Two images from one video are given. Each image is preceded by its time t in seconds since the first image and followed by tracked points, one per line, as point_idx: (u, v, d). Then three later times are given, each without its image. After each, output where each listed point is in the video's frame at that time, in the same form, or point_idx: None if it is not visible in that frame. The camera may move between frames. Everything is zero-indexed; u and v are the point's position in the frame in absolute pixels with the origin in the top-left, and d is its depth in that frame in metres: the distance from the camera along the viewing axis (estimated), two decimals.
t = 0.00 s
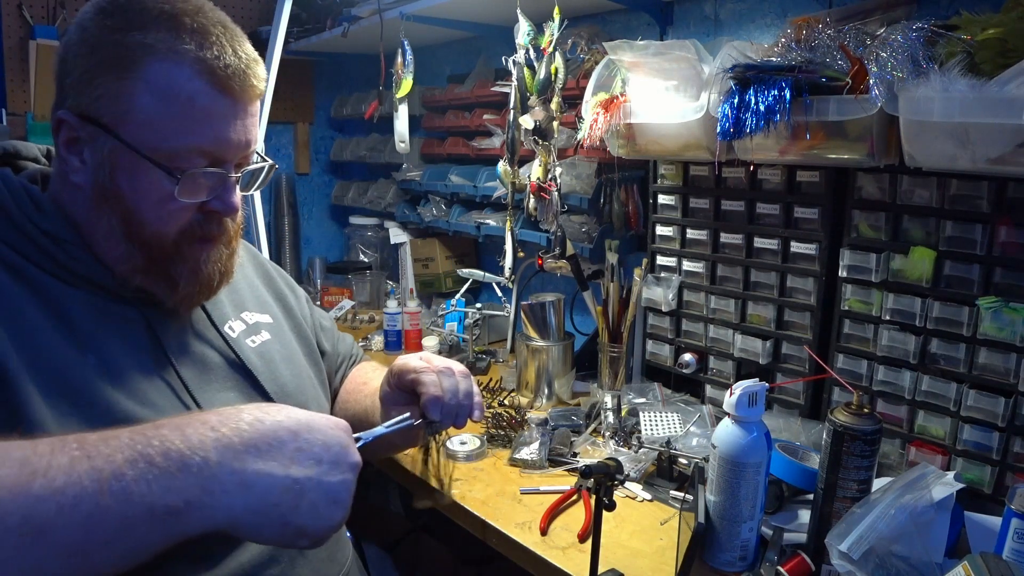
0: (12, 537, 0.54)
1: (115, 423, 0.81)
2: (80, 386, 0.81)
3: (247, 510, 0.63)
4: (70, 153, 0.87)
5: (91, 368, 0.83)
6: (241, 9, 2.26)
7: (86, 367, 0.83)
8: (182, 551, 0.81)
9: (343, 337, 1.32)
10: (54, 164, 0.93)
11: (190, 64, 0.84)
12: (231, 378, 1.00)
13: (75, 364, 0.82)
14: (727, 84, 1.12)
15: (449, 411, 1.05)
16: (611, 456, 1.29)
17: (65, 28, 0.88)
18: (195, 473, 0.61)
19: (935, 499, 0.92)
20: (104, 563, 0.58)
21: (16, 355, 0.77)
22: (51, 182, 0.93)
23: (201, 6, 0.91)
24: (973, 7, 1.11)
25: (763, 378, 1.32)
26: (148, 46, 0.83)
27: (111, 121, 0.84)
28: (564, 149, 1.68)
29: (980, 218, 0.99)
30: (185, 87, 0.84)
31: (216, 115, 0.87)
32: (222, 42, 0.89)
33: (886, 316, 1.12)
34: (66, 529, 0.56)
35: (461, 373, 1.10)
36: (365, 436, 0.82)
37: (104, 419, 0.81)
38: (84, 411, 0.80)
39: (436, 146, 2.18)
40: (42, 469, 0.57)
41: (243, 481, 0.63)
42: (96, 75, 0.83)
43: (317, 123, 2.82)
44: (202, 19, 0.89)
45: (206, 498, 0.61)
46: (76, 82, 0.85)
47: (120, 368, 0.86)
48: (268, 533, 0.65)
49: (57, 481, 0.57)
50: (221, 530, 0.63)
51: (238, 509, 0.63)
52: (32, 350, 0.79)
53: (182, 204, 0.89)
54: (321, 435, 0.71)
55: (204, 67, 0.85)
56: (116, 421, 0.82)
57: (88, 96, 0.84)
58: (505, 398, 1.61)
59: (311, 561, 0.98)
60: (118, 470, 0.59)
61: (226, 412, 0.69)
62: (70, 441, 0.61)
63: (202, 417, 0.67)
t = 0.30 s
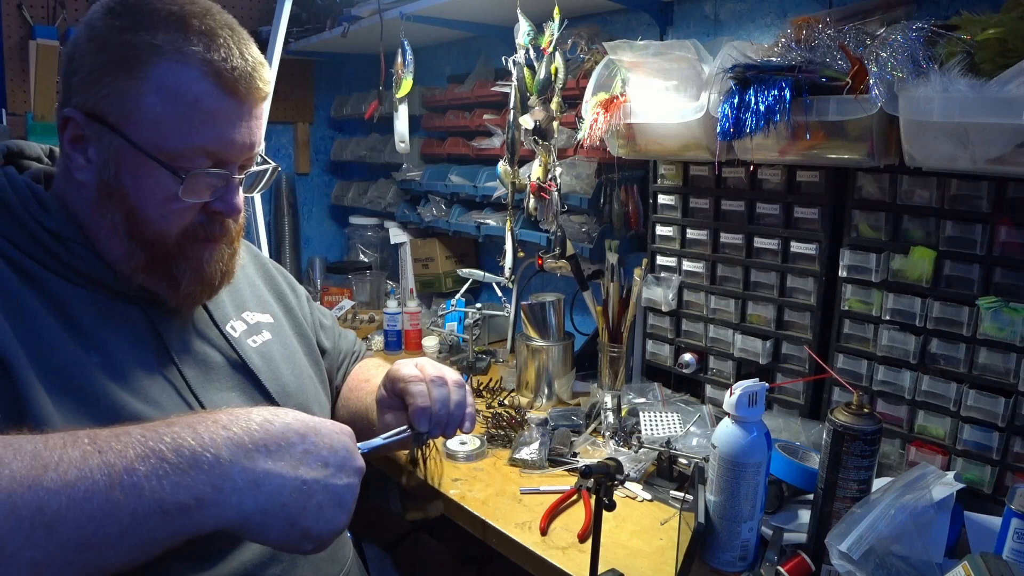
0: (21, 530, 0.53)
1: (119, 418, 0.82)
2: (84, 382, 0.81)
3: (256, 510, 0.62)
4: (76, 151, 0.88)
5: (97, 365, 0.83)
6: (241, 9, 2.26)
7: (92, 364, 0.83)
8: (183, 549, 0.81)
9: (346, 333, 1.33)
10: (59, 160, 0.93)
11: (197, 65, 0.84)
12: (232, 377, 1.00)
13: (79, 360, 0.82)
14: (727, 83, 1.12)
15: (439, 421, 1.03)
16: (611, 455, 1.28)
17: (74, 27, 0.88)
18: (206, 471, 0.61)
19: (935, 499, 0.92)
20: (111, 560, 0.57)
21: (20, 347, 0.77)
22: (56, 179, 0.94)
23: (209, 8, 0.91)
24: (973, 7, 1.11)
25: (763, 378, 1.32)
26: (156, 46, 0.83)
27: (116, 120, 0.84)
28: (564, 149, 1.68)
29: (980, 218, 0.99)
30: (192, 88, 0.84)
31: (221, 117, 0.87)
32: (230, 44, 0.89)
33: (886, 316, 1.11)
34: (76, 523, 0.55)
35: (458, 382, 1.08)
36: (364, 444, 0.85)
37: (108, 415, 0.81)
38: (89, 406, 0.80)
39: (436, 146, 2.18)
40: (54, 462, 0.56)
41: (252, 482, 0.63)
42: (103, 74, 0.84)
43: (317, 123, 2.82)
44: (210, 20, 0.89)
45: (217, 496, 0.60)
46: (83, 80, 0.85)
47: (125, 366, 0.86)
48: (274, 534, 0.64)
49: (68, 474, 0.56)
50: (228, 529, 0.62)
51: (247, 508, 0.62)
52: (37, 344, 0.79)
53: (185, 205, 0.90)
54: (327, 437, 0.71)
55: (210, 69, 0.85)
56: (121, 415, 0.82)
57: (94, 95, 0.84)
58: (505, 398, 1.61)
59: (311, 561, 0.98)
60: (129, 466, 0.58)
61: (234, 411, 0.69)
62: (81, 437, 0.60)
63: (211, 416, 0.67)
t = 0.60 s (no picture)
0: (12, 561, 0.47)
1: (117, 419, 0.82)
2: (81, 381, 0.81)
3: (258, 544, 0.58)
4: (90, 140, 0.88)
5: (93, 365, 0.83)
6: (241, 9, 2.26)
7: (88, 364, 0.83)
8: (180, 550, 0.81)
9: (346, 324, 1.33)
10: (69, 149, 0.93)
11: (228, 74, 0.87)
12: (227, 376, 1.00)
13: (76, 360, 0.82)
14: (727, 83, 1.12)
15: (424, 440, 0.96)
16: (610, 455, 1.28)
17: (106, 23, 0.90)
18: (213, 509, 0.55)
19: (935, 499, 0.92)
20: None
21: (19, 349, 0.77)
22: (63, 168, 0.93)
23: (241, 23, 0.95)
24: (973, 7, 1.11)
25: (763, 378, 1.32)
26: (193, 51, 0.85)
27: (141, 116, 0.85)
28: (564, 149, 1.68)
29: (980, 218, 0.99)
30: (221, 97, 0.86)
31: (244, 127, 0.89)
32: (261, 60, 0.93)
33: (886, 316, 1.11)
34: (73, 556, 0.49)
35: (463, 415, 0.99)
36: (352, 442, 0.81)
37: (106, 416, 0.82)
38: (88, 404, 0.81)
39: (436, 146, 2.18)
40: (56, 484, 0.50)
41: (256, 519, 0.57)
42: (134, 70, 0.85)
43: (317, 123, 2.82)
44: (244, 37, 0.93)
45: (220, 534, 0.55)
46: (111, 74, 0.86)
47: (123, 365, 0.87)
48: (269, 561, 0.60)
49: (70, 500, 0.50)
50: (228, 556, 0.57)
51: (250, 544, 0.57)
52: (34, 343, 0.80)
53: (196, 207, 0.90)
54: (340, 471, 0.65)
55: (240, 80, 0.88)
56: (118, 416, 0.82)
57: (121, 90, 0.85)
58: (505, 398, 1.61)
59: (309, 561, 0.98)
60: (133, 497, 0.52)
61: (250, 425, 0.62)
62: (86, 454, 0.54)
63: (226, 431, 0.60)
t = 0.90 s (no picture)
0: (10, 566, 0.46)
1: (113, 417, 0.82)
2: (79, 379, 0.81)
3: (255, 553, 0.57)
4: (106, 132, 0.89)
5: (90, 364, 0.83)
6: (241, 8, 2.26)
7: (86, 363, 0.83)
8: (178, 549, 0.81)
9: (349, 309, 1.32)
10: (82, 142, 0.94)
11: (250, 80, 0.90)
12: (225, 375, 1.00)
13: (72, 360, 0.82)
14: (727, 83, 1.12)
15: (413, 435, 0.96)
16: (611, 455, 1.28)
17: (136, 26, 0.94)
18: (214, 519, 0.54)
19: (935, 499, 0.92)
20: None
21: (18, 346, 0.78)
22: (75, 162, 0.95)
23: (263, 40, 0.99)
24: (973, 7, 1.11)
25: (763, 378, 1.32)
26: (218, 56, 0.89)
27: (161, 110, 0.87)
28: (564, 149, 1.68)
29: (980, 217, 0.99)
30: (241, 101, 0.89)
31: (259, 133, 0.91)
32: (278, 74, 0.96)
33: (886, 316, 1.11)
34: (72, 562, 0.49)
35: (457, 414, 0.99)
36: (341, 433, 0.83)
37: (103, 414, 0.82)
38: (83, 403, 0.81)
39: (436, 146, 2.18)
40: (57, 488, 0.49)
41: (257, 529, 0.57)
42: (160, 67, 0.87)
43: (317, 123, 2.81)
44: (265, 53, 0.97)
45: (219, 543, 0.55)
46: (136, 69, 0.88)
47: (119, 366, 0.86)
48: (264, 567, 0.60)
49: (71, 506, 0.49)
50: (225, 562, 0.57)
51: (250, 551, 0.57)
52: (33, 341, 0.80)
53: (204, 204, 0.91)
54: (337, 476, 0.65)
55: (260, 87, 0.91)
56: (115, 414, 0.82)
57: (145, 85, 0.87)
58: (505, 398, 1.61)
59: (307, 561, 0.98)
60: (135, 504, 0.51)
61: (254, 431, 0.61)
62: (89, 457, 0.53)
63: (229, 437, 0.60)
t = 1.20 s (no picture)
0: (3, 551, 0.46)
1: (113, 412, 0.82)
2: (77, 373, 0.81)
3: (251, 543, 0.57)
4: (108, 129, 0.89)
5: (88, 358, 0.83)
6: (241, 9, 2.25)
7: (83, 356, 0.82)
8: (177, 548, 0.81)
9: (349, 308, 1.33)
10: (84, 140, 0.94)
11: (252, 79, 0.90)
12: (224, 374, 1.00)
13: (70, 352, 0.81)
14: (727, 83, 1.12)
15: (405, 433, 0.96)
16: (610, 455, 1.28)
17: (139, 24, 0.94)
18: (211, 509, 0.54)
19: (935, 499, 0.92)
20: None
21: (19, 340, 0.77)
22: (77, 159, 0.95)
23: (265, 42, 1.00)
24: (973, 7, 1.11)
25: (763, 378, 1.32)
26: (222, 55, 0.89)
27: (164, 108, 0.87)
28: (564, 149, 1.68)
29: (980, 218, 0.99)
30: (244, 100, 0.89)
31: (260, 131, 0.92)
32: (279, 74, 0.97)
33: (886, 316, 1.11)
34: (65, 550, 0.48)
35: (450, 411, 0.99)
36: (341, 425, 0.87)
37: (101, 410, 0.81)
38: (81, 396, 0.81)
39: (436, 146, 2.18)
40: (53, 474, 0.49)
41: (254, 518, 0.56)
42: (163, 65, 0.87)
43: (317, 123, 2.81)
44: (266, 53, 0.97)
45: (215, 533, 0.54)
46: (139, 67, 0.89)
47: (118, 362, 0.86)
48: (257, 556, 0.60)
49: (66, 492, 0.48)
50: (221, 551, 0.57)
51: (247, 540, 0.57)
52: (32, 334, 0.79)
53: (206, 202, 0.91)
54: (335, 469, 0.65)
55: (263, 86, 0.91)
56: (114, 410, 0.82)
57: (148, 82, 0.87)
58: (505, 398, 1.60)
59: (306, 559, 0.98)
60: (130, 492, 0.51)
61: (254, 420, 0.61)
62: (85, 444, 0.52)
63: (228, 427, 0.60)
